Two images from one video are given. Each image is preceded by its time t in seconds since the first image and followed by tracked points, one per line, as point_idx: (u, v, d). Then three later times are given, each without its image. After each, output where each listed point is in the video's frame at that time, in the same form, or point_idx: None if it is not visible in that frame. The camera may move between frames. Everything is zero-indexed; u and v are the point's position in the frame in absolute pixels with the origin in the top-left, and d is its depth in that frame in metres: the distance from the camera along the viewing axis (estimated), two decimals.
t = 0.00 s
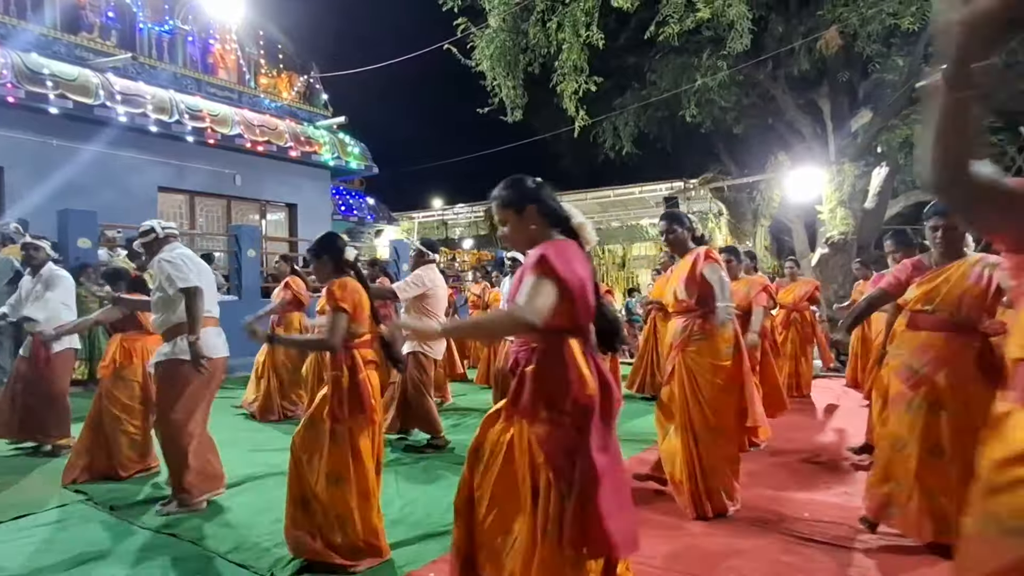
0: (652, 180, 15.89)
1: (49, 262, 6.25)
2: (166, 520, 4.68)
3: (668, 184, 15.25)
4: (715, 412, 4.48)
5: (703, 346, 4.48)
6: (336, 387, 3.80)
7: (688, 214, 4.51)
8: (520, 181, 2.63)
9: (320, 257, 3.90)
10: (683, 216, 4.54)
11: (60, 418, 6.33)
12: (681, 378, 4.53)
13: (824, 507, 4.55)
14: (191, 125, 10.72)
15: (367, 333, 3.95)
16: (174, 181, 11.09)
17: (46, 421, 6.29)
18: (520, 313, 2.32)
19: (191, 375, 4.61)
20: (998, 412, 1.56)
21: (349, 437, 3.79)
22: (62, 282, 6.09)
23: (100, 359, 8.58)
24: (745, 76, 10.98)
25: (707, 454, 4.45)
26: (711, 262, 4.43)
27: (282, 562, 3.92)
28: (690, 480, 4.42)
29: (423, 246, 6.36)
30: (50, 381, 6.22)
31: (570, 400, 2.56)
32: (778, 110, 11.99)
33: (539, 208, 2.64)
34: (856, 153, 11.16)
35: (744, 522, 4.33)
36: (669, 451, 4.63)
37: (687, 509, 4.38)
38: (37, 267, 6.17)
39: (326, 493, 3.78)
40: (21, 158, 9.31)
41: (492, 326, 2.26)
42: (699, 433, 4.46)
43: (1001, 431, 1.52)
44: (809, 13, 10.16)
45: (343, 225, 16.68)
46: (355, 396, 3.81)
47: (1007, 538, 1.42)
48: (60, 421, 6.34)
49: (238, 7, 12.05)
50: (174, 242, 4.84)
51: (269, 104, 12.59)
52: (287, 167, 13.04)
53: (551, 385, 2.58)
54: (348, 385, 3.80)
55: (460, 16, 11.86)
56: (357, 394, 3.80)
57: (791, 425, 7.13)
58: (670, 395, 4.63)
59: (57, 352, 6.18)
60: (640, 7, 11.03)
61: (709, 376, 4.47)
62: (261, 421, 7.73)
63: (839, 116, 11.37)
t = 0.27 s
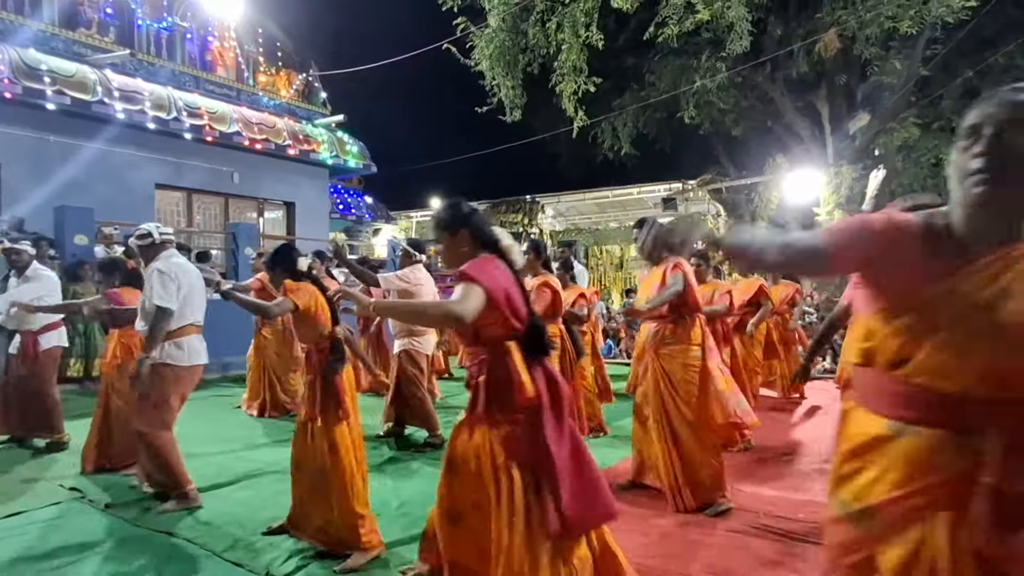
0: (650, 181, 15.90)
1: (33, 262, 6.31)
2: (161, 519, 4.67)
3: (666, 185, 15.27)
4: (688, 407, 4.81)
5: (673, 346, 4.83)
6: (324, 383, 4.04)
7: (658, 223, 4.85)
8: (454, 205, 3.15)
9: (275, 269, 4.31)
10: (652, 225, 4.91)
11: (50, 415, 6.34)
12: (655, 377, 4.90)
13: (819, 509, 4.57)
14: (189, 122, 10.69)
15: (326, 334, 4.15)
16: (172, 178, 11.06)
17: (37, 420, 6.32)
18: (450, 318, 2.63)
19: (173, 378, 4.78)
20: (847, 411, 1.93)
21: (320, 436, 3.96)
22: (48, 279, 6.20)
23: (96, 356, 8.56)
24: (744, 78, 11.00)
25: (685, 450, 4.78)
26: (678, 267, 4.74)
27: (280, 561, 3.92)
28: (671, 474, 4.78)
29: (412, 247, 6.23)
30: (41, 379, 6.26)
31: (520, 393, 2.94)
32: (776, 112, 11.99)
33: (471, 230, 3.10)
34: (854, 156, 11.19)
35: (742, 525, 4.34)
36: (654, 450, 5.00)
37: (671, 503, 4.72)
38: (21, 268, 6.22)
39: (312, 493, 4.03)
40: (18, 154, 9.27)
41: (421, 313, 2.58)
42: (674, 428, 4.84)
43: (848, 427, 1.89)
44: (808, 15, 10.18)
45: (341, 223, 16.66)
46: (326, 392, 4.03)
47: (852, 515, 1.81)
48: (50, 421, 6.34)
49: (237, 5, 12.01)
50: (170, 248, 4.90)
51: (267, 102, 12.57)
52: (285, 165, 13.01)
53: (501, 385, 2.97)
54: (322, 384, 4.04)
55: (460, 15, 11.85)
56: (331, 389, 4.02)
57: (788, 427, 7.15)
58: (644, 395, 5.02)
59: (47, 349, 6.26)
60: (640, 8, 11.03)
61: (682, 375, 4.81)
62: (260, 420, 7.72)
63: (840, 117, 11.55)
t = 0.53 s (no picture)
0: (651, 181, 15.89)
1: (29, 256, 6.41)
2: (161, 514, 4.69)
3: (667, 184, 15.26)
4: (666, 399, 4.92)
5: (660, 342, 4.95)
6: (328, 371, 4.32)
7: (654, 221, 4.94)
8: (403, 210, 3.33)
9: (258, 264, 4.42)
10: (648, 223, 4.97)
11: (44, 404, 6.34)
12: (637, 368, 4.98)
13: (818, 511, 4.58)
14: (190, 118, 10.67)
15: (318, 321, 4.41)
16: (172, 173, 11.04)
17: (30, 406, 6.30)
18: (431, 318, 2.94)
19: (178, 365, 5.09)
20: (794, 397, 2.02)
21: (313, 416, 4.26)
22: (43, 270, 6.31)
23: (95, 351, 8.56)
24: (746, 79, 10.98)
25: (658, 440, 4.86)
26: (670, 267, 4.88)
27: (279, 558, 3.92)
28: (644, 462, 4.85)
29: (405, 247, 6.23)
30: (36, 369, 6.32)
31: (502, 374, 3.30)
32: (778, 114, 11.97)
33: (429, 230, 3.33)
34: (856, 158, 11.19)
35: (742, 526, 4.33)
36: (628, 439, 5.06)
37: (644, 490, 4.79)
38: (16, 261, 6.32)
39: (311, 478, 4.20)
40: (19, 148, 9.25)
41: (403, 321, 2.85)
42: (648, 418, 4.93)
43: (796, 412, 1.98)
44: (811, 16, 10.18)
45: (342, 220, 16.64)
46: (326, 377, 4.32)
47: (798, 498, 1.88)
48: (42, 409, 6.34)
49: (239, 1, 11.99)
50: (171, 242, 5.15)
51: (268, 98, 12.55)
52: (285, 162, 12.99)
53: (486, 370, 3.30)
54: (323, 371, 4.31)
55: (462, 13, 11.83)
56: (330, 374, 4.32)
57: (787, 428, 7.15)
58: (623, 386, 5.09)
59: (43, 339, 6.34)
60: (643, 8, 11.02)
61: (664, 368, 4.91)
62: (259, 417, 7.71)
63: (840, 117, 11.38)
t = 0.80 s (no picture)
0: (654, 181, 15.88)
1: (44, 250, 6.43)
2: (161, 509, 4.69)
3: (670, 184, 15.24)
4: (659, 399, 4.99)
5: (663, 343, 4.97)
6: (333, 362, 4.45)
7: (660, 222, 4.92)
8: (430, 206, 3.30)
9: (274, 255, 4.50)
10: (653, 223, 4.96)
11: (47, 396, 6.40)
12: (638, 367, 4.95)
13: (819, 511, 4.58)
14: (194, 113, 10.67)
15: (330, 318, 4.51)
16: (175, 169, 11.04)
17: (36, 394, 6.37)
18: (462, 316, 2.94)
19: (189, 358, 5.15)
20: (778, 394, 2.15)
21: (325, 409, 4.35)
22: (60, 267, 6.36)
23: (97, 346, 8.55)
24: (750, 80, 10.97)
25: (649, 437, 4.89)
26: (678, 269, 4.91)
27: (279, 552, 3.93)
28: (635, 458, 4.88)
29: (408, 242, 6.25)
30: (42, 363, 6.35)
31: (514, 373, 3.46)
32: (781, 115, 11.94)
33: (451, 227, 3.32)
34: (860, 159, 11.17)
35: (743, 525, 4.33)
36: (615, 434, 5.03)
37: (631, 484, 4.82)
38: (31, 254, 6.33)
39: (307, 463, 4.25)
40: (23, 142, 9.26)
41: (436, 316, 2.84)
42: (647, 416, 4.91)
43: (778, 407, 2.11)
44: (816, 17, 10.16)
45: (344, 218, 16.63)
46: (334, 371, 4.45)
47: (774, 486, 2.05)
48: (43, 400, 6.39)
49: None
50: (178, 235, 5.18)
51: (272, 95, 12.56)
52: (288, 158, 12.99)
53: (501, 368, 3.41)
54: (331, 363, 4.45)
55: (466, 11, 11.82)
56: (339, 369, 4.47)
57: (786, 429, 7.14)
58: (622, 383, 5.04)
59: (48, 334, 6.36)
60: (648, 8, 11.01)
61: (661, 370, 4.98)
62: (259, 412, 7.70)
63: (846, 120, 11.47)
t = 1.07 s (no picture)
0: (657, 181, 15.86)
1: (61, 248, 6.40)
2: (163, 504, 4.70)
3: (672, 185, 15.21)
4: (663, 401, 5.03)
5: (666, 346, 5.01)
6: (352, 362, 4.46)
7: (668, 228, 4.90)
8: (481, 223, 3.40)
9: (303, 258, 4.40)
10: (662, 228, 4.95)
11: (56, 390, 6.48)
12: (644, 372, 4.97)
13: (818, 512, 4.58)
14: (198, 110, 10.68)
15: (356, 321, 4.56)
16: (179, 165, 11.07)
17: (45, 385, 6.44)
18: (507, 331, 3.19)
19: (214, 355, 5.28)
20: (773, 392, 2.41)
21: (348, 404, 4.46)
22: (74, 265, 6.34)
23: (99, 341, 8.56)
24: (754, 80, 10.93)
25: (653, 438, 4.94)
26: (688, 277, 4.96)
27: (279, 549, 3.94)
28: (640, 458, 4.88)
29: (415, 244, 6.21)
30: (51, 356, 6.40)
31: (545, 384, 3.68)
32: (785, 116, 11.90)
33: (498, 242, 3.45)
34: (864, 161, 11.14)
35: (741, 525, 4.33)
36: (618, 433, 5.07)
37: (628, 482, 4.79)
38: (47, 251, 6.32)
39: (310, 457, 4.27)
40: (27, 137, 9.28)
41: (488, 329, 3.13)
42: (650, 417, 4.96)
43: (774, 403, 2.38)
44: (820, 18, 10.13)
45: (347, 215, 16.63)
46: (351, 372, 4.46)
47: (771, 475, 2.33)
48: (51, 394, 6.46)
49: None
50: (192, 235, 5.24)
51: (276, 92, 12.57)
52: (291, 155, 13.01)
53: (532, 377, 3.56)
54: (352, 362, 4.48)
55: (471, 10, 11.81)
56: (362, 368, 4.57)
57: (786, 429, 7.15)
58: (629, 387, 5.04)
59: (57, 328, 6.35)
60: (652, 7, 10.99)
61: (665, 372, 5.01)
62: (261, 408, 7.72)
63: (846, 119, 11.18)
